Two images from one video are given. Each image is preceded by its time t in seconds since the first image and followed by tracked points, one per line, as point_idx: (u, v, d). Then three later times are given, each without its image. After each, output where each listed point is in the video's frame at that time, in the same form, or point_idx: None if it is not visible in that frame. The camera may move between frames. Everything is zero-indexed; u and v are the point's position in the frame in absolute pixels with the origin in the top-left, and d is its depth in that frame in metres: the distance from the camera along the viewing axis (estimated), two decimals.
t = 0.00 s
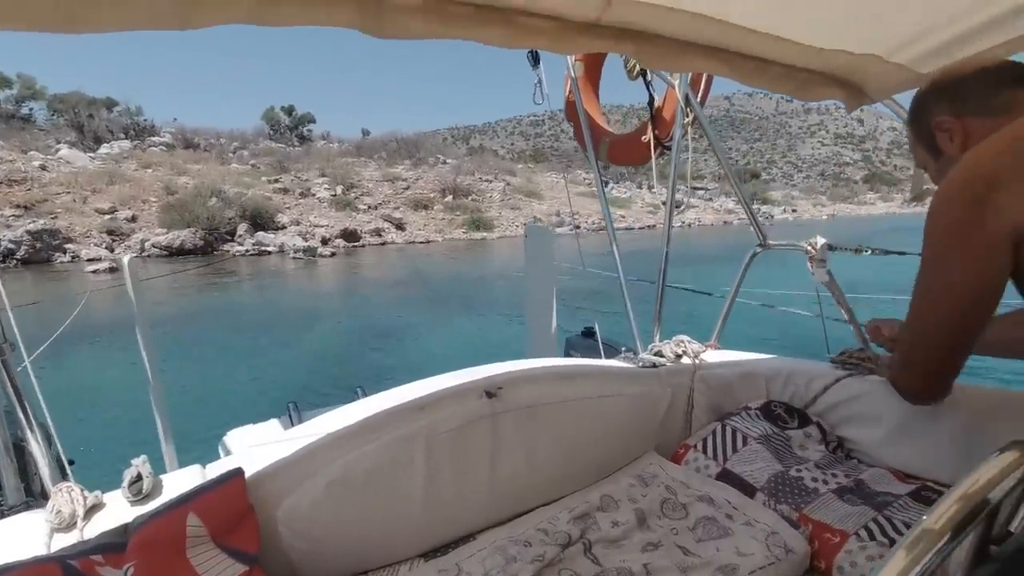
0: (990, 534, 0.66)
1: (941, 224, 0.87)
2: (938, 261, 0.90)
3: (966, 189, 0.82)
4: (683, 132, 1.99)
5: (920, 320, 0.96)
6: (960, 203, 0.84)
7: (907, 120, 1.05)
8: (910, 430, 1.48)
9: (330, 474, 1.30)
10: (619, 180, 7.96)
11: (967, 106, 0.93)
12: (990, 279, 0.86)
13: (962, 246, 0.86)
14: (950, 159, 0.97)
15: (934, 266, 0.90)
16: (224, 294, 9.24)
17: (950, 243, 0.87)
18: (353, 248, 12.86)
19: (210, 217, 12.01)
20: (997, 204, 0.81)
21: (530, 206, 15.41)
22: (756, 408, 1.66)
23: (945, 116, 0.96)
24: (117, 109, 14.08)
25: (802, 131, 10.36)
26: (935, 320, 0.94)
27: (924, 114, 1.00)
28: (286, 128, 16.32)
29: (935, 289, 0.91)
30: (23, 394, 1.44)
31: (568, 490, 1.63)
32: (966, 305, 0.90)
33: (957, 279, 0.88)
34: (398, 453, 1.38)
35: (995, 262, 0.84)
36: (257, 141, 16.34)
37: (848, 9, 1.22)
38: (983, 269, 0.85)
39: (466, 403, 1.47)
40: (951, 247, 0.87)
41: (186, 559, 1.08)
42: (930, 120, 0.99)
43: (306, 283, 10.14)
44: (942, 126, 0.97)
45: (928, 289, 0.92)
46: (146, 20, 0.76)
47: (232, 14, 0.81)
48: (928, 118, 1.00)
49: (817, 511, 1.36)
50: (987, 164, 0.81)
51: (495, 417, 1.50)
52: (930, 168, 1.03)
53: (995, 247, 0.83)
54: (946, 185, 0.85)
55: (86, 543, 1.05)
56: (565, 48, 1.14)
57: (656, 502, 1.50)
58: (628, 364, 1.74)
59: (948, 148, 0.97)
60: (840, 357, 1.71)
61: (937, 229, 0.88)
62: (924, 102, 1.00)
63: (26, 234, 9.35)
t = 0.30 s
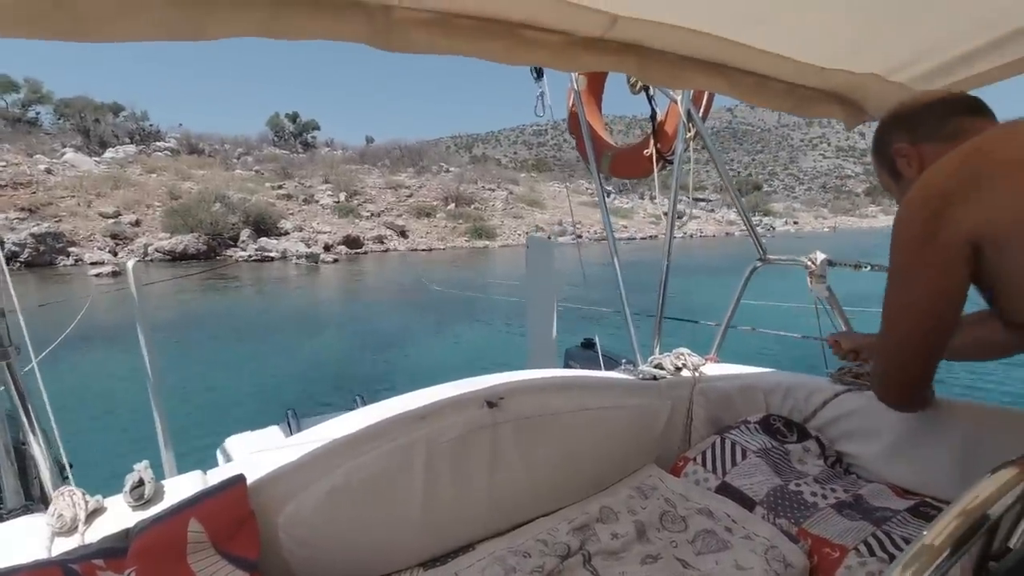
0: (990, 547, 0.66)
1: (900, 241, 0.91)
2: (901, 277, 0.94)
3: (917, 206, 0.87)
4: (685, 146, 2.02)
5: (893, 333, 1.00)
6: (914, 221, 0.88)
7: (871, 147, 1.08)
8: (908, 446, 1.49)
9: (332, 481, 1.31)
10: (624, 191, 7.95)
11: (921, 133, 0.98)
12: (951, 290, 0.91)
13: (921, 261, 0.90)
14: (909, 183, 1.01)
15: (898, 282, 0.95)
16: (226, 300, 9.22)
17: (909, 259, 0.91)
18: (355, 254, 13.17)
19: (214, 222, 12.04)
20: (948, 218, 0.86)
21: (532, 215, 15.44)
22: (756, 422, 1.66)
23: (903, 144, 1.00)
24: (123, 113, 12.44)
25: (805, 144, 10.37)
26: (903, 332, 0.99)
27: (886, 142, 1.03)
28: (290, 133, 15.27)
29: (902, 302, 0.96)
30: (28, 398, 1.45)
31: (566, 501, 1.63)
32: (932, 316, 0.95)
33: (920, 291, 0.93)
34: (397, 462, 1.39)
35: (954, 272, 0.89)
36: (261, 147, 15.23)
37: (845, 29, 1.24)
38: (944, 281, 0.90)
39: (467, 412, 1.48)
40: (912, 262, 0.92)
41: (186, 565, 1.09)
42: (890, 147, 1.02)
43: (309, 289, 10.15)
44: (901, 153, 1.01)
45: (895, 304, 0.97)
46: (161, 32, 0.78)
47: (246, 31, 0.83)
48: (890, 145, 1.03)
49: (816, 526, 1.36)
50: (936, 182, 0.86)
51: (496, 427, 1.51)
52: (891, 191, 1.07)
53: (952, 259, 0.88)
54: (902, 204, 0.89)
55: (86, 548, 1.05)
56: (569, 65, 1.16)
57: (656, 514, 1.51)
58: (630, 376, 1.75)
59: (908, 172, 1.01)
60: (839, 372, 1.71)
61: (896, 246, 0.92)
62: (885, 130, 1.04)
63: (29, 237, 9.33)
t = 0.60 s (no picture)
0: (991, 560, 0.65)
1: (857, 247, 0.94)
2: (862, 284, 0.96)
3: (866, 215, 0.90)
4: (689, 157, 2.04)
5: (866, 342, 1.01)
6: (866, 227, 0.91)
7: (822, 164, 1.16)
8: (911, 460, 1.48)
9: (335, 488, 1.32)
10: (631, 200, 7.93)
11: (861, 149, 1.05)
12: (910, 293, 0.92)
13: (878, 266, 0.93)
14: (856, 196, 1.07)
15: (861, 289, 0.97)
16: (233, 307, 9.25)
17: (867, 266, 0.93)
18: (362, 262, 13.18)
19: (223, 229, 12.11)
20: (900, 223, 0.88)
21: (539, 223, 15.42)
22: (758, 433, 1.65)
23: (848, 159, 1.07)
24: (136, 120, 12.04)
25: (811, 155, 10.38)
26: (874, 339, 1.00)
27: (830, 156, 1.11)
28: (299, 140, 14.54)
29: (872, 310, 0.97)
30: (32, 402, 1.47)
31: (567, 512, 1.63)
32: (902, 320, 0.96)
33: (881, 297, 0.95)
34: (397, 471, 1.39)
35: (912, 276, 0.90)
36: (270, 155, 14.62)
37: (844, 45, 1.25)
38: (904, 285, 0.91)
39: (470, 421, 1.49)
40: (871, 270, 0.94)
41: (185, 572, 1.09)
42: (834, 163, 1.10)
43: (316, 295, 10.21)
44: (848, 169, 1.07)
45: (863, 311, 0.98)
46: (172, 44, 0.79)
47: (256, 42, 0.84)
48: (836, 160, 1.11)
49: (818, 539, 1.35)
50: (881, 191, 0.89)
51: (497, 437, 1.51)
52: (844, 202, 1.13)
53: (906, 262, 0.89)
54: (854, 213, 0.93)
55: (89, 553, 1.06)
56: (575, 77, 1.17)
57: (657, 525, 1.50)
58: (632, 387, 1.75)
59: (854, 186, 1.07)
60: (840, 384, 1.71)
61: (855, 255, 0.94)
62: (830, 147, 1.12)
63: (41, 242, 9.43)
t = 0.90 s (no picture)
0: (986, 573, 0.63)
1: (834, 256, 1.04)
2: (839, 293, 1.06)
3: (840, 224, 1.01)
4: (690, 166, 2.05)
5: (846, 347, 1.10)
6: (840, 237, 1.02)
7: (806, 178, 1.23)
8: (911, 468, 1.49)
9: (334, 495, 1.32)
10: (637, 207, 7.87)
11: (841, 161, 1.11)
12: (883, 300, 1.01)
13: (852, 274, 1.02)
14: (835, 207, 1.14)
15: (837, 297, 1.06)
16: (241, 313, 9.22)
17: (843, 274, 1.03)
18: (368, 269, 14.11)
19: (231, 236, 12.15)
20: (869, 235, 0.98)
21: (545, 231, 15.38)
22: (758, 441, 1.65)
23: (827, 172, 1.14)
24: (145, 127, 11.66)
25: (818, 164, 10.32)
26: (850, 344, 1.08)
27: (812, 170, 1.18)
28: (308, 150, 13.85)
29: (849, 317, 1.06)
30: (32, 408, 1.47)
31: (567, 520, 1.63)
32: (875, 327, 1.05)
33: (857, 306, 1.04)
34: (396, 479, 1.39)
35: (884, 285, 1.00)
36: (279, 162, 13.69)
37: (841, 56, 1.26)
38: (876, 296, 1.01)
39: (469, 429, 1.49)
40: (846, 279, 1.04)
41: None
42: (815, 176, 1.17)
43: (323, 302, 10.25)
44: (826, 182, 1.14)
45: (841, 317, 1.07)
46: (176, 54, 0.81)
47: (258, 54, 0.86)
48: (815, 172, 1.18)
49: (818, 549, 1.35)
50: (853, 203, 0.99)
51: (496, 445, 1.51)
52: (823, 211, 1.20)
53: (878, 270, 0.99)
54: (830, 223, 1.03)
55: (88, 559, 1.06)
56: (574, 86, 1.18)
57: (656, 534, 1.50)
58: (633, 395, 1.75)
59: (833, 196, 1.14)
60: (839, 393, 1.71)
61: (832, 262, 1.05)
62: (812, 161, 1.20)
63: (51, 249, 9.49)
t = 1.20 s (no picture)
0: None
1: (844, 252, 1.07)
2: (848, 288, 1.10)
3: (850, 219, 1.04)
4: (698, 171, 2.06)
5: (858, 340, 1.14)
6: (849, 233, 1.05)
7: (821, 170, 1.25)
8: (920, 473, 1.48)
9: (343, 500, 1.33)
10: (645, 214, 7.89)
11: (857, 155, 1.12)
12: (891, 298, 1.04)
13: (861, 269, 1.06)
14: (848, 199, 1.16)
15: (847, 292, 1.10)
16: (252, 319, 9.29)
17: (851, 268, 1.06)
18: (378, 276, 13.74)
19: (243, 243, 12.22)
20: (876, 232, 1.01)
21: (554, 239, 15.41)
22: (767, 447, 1.64)
23: (841, 164, 1.15)
24: (159, 136, 11.77)
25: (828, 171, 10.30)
26: (861, 341, 1.13)
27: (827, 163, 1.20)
28: (318, 157, 14.31)
29: (860, 312, 1.10)
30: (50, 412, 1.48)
31: (574, 526, 1.63)
32: (884, 325, 1.09)
33: (866, 302, 1.08)
34: (404, 483, 1.40)
35: (890, 282, 1.03)
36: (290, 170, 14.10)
37: (848, 61, 1.27)
38: (884, 293, 1.04)
39: (478, 433, 1.50)
40: (855, 274, 1.08)
41: None
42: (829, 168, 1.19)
43: (333, 309, 10.32)
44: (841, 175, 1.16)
45: (852, 312, 1.11)
46: (192, 66, 0.83)
47: (270, 63, 0.88)
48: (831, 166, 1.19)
49: (828, 555, 1.34)
50: (861, 201, 1.02)
51: (505, 449, 1.53)
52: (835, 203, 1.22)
53: (883, 268, 1.02)
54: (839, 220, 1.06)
55: (101, 561, 1.07)
56: (582, 95, 1.19)
57: (665, 540, 1.49)
58: (641, 400, 1.75)
59: (846, 189, 1.16)
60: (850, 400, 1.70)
61: (842, 258, 1.08)
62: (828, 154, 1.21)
63: (68, 255, 9.66)
